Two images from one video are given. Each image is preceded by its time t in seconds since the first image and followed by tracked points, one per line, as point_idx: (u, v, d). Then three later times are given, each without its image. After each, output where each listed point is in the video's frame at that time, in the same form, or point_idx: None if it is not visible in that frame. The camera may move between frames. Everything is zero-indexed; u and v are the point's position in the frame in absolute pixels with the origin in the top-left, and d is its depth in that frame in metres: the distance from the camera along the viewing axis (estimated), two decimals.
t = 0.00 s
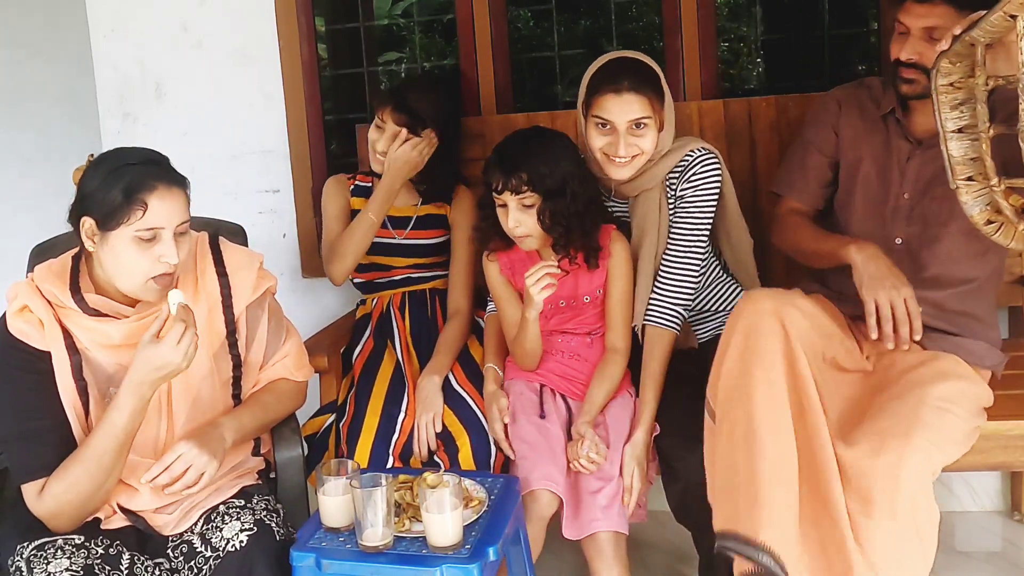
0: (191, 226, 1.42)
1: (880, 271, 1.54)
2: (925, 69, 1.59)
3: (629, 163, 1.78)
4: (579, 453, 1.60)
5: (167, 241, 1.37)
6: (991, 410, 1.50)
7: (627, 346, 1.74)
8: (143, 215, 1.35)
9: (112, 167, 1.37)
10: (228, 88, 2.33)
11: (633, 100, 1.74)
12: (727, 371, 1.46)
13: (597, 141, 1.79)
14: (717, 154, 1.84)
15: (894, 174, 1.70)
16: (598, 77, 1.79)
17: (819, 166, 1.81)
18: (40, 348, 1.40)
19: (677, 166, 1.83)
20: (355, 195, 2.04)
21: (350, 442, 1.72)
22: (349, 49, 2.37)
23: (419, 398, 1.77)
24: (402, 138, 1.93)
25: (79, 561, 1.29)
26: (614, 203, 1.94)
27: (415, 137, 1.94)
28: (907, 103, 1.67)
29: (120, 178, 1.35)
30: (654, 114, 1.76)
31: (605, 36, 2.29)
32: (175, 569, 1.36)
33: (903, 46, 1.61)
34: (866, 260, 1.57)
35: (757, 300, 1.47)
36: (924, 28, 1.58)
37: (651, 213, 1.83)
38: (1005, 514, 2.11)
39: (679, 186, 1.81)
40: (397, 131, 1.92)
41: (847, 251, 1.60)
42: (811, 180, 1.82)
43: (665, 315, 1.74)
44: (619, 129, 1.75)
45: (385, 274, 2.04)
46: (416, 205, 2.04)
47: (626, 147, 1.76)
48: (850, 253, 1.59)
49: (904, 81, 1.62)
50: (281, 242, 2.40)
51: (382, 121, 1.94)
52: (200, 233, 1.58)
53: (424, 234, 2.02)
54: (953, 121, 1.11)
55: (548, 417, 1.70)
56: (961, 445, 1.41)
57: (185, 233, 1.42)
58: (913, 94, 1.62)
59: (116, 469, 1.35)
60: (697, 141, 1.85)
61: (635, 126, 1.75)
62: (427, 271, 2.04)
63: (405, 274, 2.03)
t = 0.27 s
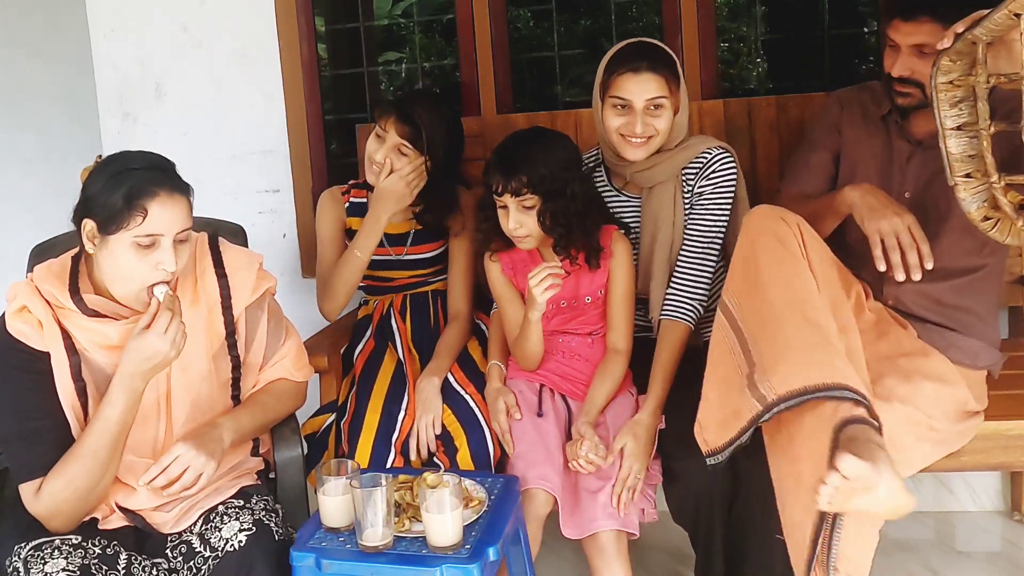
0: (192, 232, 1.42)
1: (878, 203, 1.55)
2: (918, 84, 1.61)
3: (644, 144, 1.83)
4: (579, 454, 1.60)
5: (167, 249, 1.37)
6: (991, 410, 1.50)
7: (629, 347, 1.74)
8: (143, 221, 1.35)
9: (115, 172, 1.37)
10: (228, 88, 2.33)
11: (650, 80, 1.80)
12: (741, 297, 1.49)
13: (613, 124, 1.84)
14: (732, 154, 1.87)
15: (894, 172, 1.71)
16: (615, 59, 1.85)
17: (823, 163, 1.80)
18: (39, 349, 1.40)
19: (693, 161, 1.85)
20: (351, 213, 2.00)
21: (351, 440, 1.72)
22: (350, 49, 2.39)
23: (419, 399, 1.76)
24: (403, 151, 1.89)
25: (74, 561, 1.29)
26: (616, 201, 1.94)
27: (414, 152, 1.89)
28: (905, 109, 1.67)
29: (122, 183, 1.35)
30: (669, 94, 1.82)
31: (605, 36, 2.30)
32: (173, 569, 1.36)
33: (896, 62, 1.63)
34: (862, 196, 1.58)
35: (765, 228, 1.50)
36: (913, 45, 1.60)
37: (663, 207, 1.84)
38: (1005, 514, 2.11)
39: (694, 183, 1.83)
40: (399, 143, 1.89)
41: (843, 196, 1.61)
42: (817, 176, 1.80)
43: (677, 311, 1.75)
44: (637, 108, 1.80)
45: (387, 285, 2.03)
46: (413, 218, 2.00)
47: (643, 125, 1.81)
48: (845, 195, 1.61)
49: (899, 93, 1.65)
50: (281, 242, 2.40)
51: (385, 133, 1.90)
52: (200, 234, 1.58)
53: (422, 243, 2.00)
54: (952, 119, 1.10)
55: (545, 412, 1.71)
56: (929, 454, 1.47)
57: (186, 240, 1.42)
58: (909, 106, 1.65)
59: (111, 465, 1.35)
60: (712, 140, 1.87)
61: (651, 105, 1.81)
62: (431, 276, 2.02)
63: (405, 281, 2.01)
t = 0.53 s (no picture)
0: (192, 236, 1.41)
1: (904, 232, 1.45)
2: (902, 87, 1.64)
3: (655, 136, 1.83)
4: (574, 452, 1.59)
5: (165, 253, 1.37)
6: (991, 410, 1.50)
7: (629, 346, 1.74)
8: (141, 226, 1.35)
9: (117, 176, 1.37)
10: (228, 88, 2.33)
11: (661, 71, 1.80)
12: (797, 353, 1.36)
13: (624, 116, 1.85)
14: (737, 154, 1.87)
15: (888, 172, 1.71)
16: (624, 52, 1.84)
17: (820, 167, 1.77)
18: (40, 350, 1.40)
19: (698, 159, 1.86)
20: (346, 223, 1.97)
21: (351, 441, 1.72)
22: (349, 48, 2.39)
23: (418, 400, 1.76)
24: (397, 152, 1.85)
25: (75, 560, 1.29)
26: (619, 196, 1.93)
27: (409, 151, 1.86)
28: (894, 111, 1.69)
29: (123, 187, 1.35)
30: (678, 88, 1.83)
31: (605, 36, 2.30)
32: (173, 569, 1.36)
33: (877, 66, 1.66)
34: (886, 222, 1.48)
35: (819, 279, 1.37)
36: (894, 47, 1.62)
37: (667, 206, 1.84)
38: (1005, 514, 2.12)
39: (699, 183, 1.84)
40: (394, 143, 1.85)
41: (864, 220, 1.51)
42: (814, 176, 1.77)
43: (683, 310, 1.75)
44: (649, 100, 1.81)
45: (387, 288, 2.00)
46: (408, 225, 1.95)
47: (655, 117, 1.82)
48: (865, 220, 1.51)
49: (884, 95, 1.67)
50: (281, 242, 2.40)
51: (378, 133, 1.86)
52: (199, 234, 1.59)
53: (419, 249, 1.97)
54: (956, 121, 1.12)
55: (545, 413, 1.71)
56: (946, 460, 1.46)
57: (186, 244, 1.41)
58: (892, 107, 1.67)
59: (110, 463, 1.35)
60: (717, 139, 1.87)
61: (662, 98, 1.81)
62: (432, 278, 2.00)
63: (404, 285, 1.99)
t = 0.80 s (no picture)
0: (193, 240, 1.41)
1: (938, 305, 1.38)
2: (881, 91, 1.59)
3: (655, 137, 1.84)
4: (577, 449, 1.57)
5: (165, 256, 1.37)
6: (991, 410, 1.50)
7: (630, 345, 1.74)
8: (141, 229, 1.35)
9: (118, 178, 1.37)
10: (228, 89, 2.33)
11: (662, 73, 1.81)
12: (806, 396, 1.35)
13: (624, 118, 1.85)
14: (735, 154, 1.87)
15: (881, 187, 1.68)
16: (626, 52, 1.85)
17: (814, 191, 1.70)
18: (39, 350, 1.40)
19: (697, 159, 1.86)
20: (346, 221, 2.00)
21: (351, 441, 1.72)
22: (349, 49, 2.40)
23: (417, 399, 1.76)
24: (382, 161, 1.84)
25: (74, 560, 1.29)
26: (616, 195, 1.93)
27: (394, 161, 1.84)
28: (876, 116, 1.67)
29: (124, 189, 1.36)
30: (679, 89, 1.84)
31: (605, 36, 2.30)
32: (173, 569, 1.36)
33: (854, 71, 1.61)
34: (917, 295, 1.41)
35: (833, 321, 1.37)
36: (871, 52, 1.58)
37: (665, 206, 1.84)
38: (1005, 514, 2.11)
39: (698, 185, 1.84)
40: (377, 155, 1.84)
41: (890, 288, 1.44)
42: (812, 206, 1.70)
43: (681, 312, 1.75)
44: (649, 101, 1.81)
45: (384, 287, 2.01)
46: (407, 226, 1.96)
47: (655, 119, 1.82)
48: (894, 290, 1.43)
49: (861, 102, 1.62)
50: (281, 242, 2.40)
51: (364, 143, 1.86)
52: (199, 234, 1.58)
53: (412, 252, 1.97)
54: (967, 125, 1.14)
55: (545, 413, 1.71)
56: (954, 462, 1.44)
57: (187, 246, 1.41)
58: (871, 113, 1.63)
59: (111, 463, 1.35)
60: (716, 141, 1.88)
61: (662, 99, 1.82)
62: (429, 279, 2.00)
63: (402, 287, 2.00)
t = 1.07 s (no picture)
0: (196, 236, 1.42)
1: (951, 360, 1.33)
2: (856, 117, 1.53)
3: (648, 141, 1.85)
4: (573, 446, 1.57)
5: (172, 253, 1.37)
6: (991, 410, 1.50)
7: (632, 344, 1.74)
8: (148, 226, 1.35)
9: (121, 177, 1.37)
10: (228, 89, 2.33)
11: (659, 77, 1.81)
12: (813, 436, 1.33)
13: (618, 120, 1.86)
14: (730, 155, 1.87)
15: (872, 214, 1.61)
16: (620, 54, 1.85)
17: (801, 226, 1.65)
18: (40, 350, 1.40)
19: (690, 162, 1.85)
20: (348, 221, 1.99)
21: (352, 440, 1.72)
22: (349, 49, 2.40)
23: (418, 399, 1.76)
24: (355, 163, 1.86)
25: (73, 560, 1.29)
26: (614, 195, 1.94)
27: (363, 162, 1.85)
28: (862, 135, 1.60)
29: (128, 187, 1.35)
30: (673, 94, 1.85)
31: (605, 36, 2.30)
32: (172, 569, 1.36)
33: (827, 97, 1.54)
34: (933, 347, 1.34)
35: (841, 361, 1.35)
36: (843, 78, 1.51)
37: (661, 206, 1.84)
38: (1005, 514, 2.11)
39: (693, 187, 1.83)
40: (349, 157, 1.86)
41: (903, 338, 1.37)
42: (800, 239, 1.65)
43: (678, 314, 1.75)
44: (643, 104, 1.83)
45: (389, 288, 2.00)
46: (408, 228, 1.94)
47: (648, 122, 1.83)
48: (908, 342, 1.36)
49: (837, 128, 1.56)
50: (281, 242, 2.40)
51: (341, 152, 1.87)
52: (199, 234, 1.58)
53: (418, 253, 1.95)
54: (971, 132, 1.10)
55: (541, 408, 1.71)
56: (954, 460, 1.39)
57: (190, 243, 1.42)
58: (847, 139, 1.57)
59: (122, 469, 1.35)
60: (711, 141, 1.87)
61: (657, 103, 1.83)
62: (436, 278, 1.98)
63: (406, 286, 1.97)
